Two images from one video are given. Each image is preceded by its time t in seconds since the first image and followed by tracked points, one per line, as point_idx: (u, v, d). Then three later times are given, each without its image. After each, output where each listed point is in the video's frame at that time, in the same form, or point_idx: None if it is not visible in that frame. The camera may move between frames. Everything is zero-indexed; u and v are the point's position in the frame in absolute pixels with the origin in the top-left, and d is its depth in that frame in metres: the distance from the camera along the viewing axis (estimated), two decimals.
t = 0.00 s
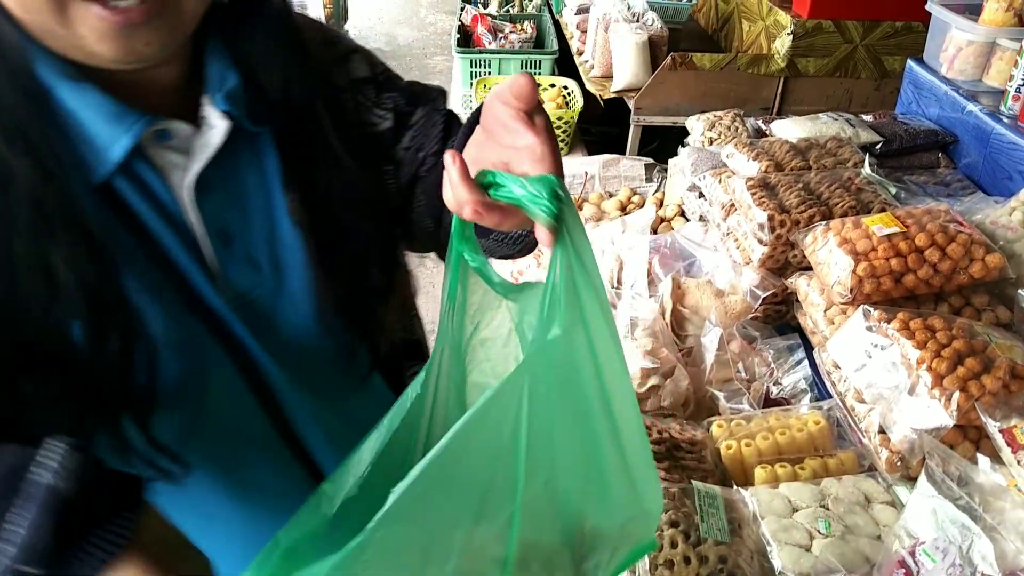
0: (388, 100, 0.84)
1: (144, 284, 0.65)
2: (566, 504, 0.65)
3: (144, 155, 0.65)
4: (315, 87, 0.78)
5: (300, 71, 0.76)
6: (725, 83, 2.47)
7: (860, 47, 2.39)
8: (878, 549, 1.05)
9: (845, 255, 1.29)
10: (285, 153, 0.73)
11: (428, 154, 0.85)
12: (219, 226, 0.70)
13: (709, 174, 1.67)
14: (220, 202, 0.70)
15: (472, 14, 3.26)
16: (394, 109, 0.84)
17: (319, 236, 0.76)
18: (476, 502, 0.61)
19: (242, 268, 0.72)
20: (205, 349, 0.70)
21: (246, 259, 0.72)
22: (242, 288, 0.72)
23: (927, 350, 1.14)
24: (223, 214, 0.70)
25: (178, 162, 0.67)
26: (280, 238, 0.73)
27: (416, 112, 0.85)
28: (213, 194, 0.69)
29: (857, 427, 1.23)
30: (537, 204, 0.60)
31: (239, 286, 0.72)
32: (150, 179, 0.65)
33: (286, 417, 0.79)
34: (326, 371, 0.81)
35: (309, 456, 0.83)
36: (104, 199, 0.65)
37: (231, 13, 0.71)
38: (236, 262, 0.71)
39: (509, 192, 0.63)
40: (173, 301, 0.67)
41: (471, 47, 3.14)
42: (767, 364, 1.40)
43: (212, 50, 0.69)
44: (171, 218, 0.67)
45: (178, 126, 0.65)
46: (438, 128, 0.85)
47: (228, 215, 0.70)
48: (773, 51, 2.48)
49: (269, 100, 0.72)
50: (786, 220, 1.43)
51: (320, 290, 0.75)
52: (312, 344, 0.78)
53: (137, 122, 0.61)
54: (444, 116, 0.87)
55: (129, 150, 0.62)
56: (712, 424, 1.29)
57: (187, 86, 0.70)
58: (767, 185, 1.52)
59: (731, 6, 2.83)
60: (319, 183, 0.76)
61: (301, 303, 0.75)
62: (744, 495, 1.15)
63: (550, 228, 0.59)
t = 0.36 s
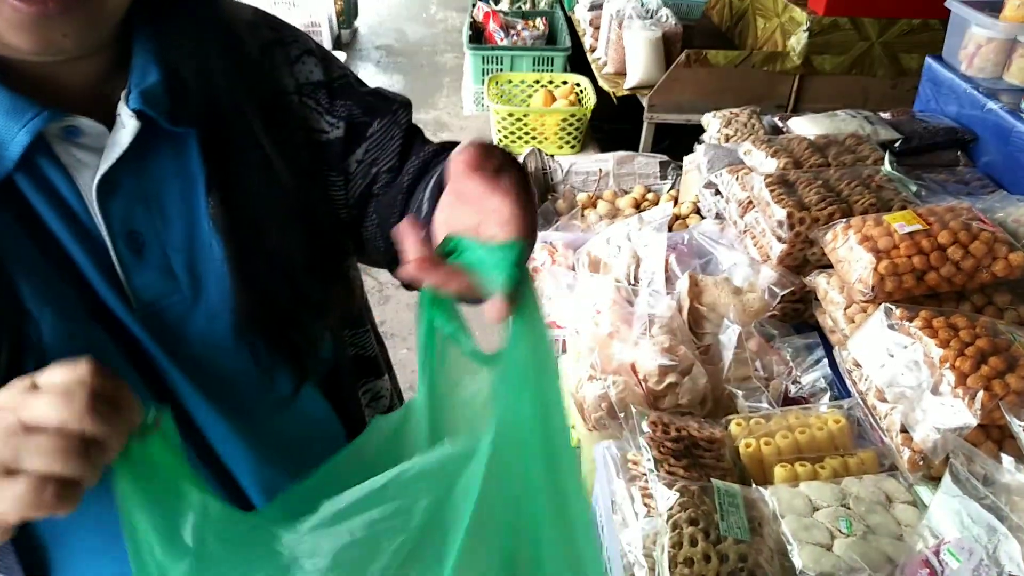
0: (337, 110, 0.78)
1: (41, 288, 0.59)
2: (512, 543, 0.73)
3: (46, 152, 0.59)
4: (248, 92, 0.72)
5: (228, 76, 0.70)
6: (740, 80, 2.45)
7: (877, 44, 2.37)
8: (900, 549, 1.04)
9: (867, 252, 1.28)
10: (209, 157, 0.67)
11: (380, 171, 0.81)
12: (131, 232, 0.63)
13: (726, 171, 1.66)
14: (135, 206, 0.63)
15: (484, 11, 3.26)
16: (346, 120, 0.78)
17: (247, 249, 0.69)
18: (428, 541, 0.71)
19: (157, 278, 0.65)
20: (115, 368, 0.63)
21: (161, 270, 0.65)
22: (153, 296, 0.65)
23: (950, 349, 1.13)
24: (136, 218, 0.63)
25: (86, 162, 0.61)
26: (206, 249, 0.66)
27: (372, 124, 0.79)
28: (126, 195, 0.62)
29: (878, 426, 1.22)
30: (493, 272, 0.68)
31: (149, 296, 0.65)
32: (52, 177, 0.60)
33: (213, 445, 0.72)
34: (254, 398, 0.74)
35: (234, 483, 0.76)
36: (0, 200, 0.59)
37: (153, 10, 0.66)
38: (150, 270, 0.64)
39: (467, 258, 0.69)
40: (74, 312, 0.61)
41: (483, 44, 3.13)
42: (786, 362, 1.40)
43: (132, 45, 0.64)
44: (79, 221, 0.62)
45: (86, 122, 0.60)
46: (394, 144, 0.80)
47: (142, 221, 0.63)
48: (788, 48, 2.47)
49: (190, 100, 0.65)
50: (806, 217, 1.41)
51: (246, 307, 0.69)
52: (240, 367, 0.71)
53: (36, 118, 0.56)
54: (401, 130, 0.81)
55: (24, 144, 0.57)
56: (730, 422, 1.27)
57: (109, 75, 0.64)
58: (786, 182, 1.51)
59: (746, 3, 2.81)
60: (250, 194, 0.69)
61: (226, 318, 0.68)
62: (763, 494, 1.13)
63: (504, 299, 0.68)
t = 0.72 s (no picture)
0: (313, 119, 0.63)
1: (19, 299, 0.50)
2: None
3: (30, 150, 0.49)
4: (238, 82, 0.60)
5: (216, 62, 0.59)
6: (759, 80, 2.43)
7: (898, 45, 2.35)
8: (925, 552, 1.02)
9: (891, 253, 1.26)
10: (201, 151, 0.55)
11: (333, 200, 0.64)
12: (119, 232, 0.52)
13: (746, 171, 1.64)
14: (124, 202, 0.52)
15: (501, 11, 3.26)
16: (315, 131, 0.63)
17: (234, 251, 0.58)
18: None
19: (147, 285, 0.54)
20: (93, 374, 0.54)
21: (154, 274, 0.54)
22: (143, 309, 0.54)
23: (977, 351, 1.12)
24: (124, 217, 0.52)
25: (71, 154, 0.51)
26: (198, 252, 0.55)
27: (339, 141, 0.63)
28: (113, 195, 0.51)
29: (902, 428, 1.20)
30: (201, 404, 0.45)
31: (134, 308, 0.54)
32: (37, 177, 0.50)
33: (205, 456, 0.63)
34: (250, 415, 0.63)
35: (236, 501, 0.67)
36: None
37: None
38: (139, 282, 0.53)
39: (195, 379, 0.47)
40: (48, 320, 0.51)
41: (500, 44, 3.13)
42: (807, 363, 1.39)
43: (119, 30, 0.53)
44: (65, 225, 0.51)
45: (73, 120, 0.50)
46: (357, 169, 0.63)
47: (130, 220, 0.52)
48: (808, 49, 2.45)
49: (175, 92, 0.54)
50: (829, 217, 1.40)
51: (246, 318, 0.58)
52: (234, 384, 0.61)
53: (19, 115, 0.47)
54: (371, 155, 0.63)
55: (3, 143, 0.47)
56: (751, 423, 1.26)
57: (96, 70, 0.53)
58: (808, 182, 1.49)
59: (764, 3, 2.79)
60: (239, 190, 0.58)
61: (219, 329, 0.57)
62: (785, 496, 1.12)
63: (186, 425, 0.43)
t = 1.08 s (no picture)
0: (342, 115, 0.59)
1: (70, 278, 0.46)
2: None
3: (73, 127, 0.47)
4: (286, 71, 0.58)
5: (258, 55, 0.56)
6: (784, 79, 2.41)
7: (925, 45, 2.33)
8: (961, 553, 1.01)
9: (925, 251, 1.24)
10: (245, 136, 0.53)
11: (358, 200, 0.60)
12: (160, 213, 0.50)
13: (775, 169, 1.63)
14: (165, 180, 0.50)
15: (523, 8, 3.26)
16: (343, 128, 0.59)
17: (274, 239, 0.54)
18: None
19: (188, 267, 0.51)
20: (131, 362, 0.50)
21: (195, 258, 0.51)
22: (188, 295, 0.52)
23: (1014, 350, 1.10)
24: (166, 197, 0.50)
25: (114, 131, 0.49)
26: (241, 236, 0.52)
27: (365, 141, 0.59)
28: (155, 173, 0.49)
29: (937, 429, 1.19)
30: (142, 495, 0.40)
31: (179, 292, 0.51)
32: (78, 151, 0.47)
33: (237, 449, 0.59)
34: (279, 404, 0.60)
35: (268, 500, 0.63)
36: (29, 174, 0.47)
37: None
38: (182, 264, 0.51)
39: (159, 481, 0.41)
40: (96, 303, 0.48)
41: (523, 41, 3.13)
42: (837, 362, 1.38)
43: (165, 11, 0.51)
44: (105, 205, 0.48)
45: (118, 98, 0.48)
46: (376, 173, 0.59)
47: (172, 202, 0.50)
48: (834, 48, 2.43)
49: (219, 72, 0.52)
50: (860, 215, 1.39)
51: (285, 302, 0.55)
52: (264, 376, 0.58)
53: (70, 89, 0.45)
54: (396, 159, 0.59)
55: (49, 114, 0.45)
56: (781, 421, 1.24)
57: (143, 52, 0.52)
58: (839, 179, 1.47)
59: (789, 2, 2.77)
60: (283, 180, 0.55)
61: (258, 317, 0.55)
62: (817, 495, 1.10)
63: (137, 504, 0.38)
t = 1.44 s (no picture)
0: (385, 108, 0.60)
1: (117, 251, 0.54)
2: None
3: (135, 110, 0.54)
4: (343, 58, 0.60)
5: (310, 48, 0.58)
6: (811, 80, 2.39)
7: (955, 46, 2.29)
8: (991, 560, 0.99)
9: (957, 253, 1.23)
10: (300, 125, 0.57)
11: (394, 191, 0.61)
12: (212, 198, 0.56)
13: (802, 168, 1.62)
14: (219, 164, 0.56)
15: (547, 7, 3.25)
16: (386, 120, 0.60)
17: (327, 230, 0.58)
18: None
19: (237, 249, 0.57)
20: (177, 324, 0.58)
21: (242, 237, 0.57)
22: (231, 273, 0.58)
23: None
24: (218, 180, 0.56)
25: (172, 121, 0.55)
26: (290, 222, 0.57)
27: (405, 134, 0.60)
28: (208, 158, 0.55)
29: (967, 433, 1.18)
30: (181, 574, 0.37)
31: (228, 270, 0.58)
32: (137, 136, 0.55)
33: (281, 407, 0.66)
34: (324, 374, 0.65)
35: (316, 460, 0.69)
36: (93, 156, 0.54)
37: None
38: (231, 244, 0.57)
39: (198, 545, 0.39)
40: (144, 274, 0.56)
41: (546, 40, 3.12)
42: (864, 365, 1.36)
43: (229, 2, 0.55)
44: (165, 185, 0.56)
45: (176, 83, 0.55)
46: (414, 166, 0.60)
47: (224, 187, 0.56)
48: (862, 49, 2.40)
49: (279, 61, 0.55)
50: (891, 216, 1.37)
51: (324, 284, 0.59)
52: (307, 349, 0.63)
53: (129, 72, 0.52)
54: (434, 154, 0.60)
55: (112, 99, 0.52)
56: (808, 423, 1.23)
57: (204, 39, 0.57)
58: (869, 180, 1.46)
59: (817, 2, 2.74)
60: (335, 171, 0.58)
61: (300, 298, 0.60)
62: (844, 497, 1.09)
63: None
